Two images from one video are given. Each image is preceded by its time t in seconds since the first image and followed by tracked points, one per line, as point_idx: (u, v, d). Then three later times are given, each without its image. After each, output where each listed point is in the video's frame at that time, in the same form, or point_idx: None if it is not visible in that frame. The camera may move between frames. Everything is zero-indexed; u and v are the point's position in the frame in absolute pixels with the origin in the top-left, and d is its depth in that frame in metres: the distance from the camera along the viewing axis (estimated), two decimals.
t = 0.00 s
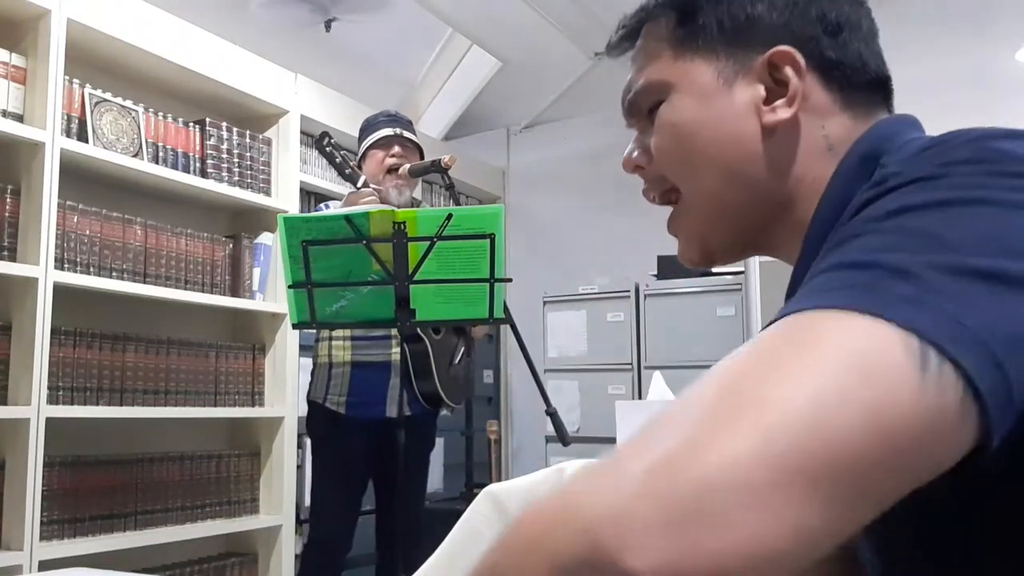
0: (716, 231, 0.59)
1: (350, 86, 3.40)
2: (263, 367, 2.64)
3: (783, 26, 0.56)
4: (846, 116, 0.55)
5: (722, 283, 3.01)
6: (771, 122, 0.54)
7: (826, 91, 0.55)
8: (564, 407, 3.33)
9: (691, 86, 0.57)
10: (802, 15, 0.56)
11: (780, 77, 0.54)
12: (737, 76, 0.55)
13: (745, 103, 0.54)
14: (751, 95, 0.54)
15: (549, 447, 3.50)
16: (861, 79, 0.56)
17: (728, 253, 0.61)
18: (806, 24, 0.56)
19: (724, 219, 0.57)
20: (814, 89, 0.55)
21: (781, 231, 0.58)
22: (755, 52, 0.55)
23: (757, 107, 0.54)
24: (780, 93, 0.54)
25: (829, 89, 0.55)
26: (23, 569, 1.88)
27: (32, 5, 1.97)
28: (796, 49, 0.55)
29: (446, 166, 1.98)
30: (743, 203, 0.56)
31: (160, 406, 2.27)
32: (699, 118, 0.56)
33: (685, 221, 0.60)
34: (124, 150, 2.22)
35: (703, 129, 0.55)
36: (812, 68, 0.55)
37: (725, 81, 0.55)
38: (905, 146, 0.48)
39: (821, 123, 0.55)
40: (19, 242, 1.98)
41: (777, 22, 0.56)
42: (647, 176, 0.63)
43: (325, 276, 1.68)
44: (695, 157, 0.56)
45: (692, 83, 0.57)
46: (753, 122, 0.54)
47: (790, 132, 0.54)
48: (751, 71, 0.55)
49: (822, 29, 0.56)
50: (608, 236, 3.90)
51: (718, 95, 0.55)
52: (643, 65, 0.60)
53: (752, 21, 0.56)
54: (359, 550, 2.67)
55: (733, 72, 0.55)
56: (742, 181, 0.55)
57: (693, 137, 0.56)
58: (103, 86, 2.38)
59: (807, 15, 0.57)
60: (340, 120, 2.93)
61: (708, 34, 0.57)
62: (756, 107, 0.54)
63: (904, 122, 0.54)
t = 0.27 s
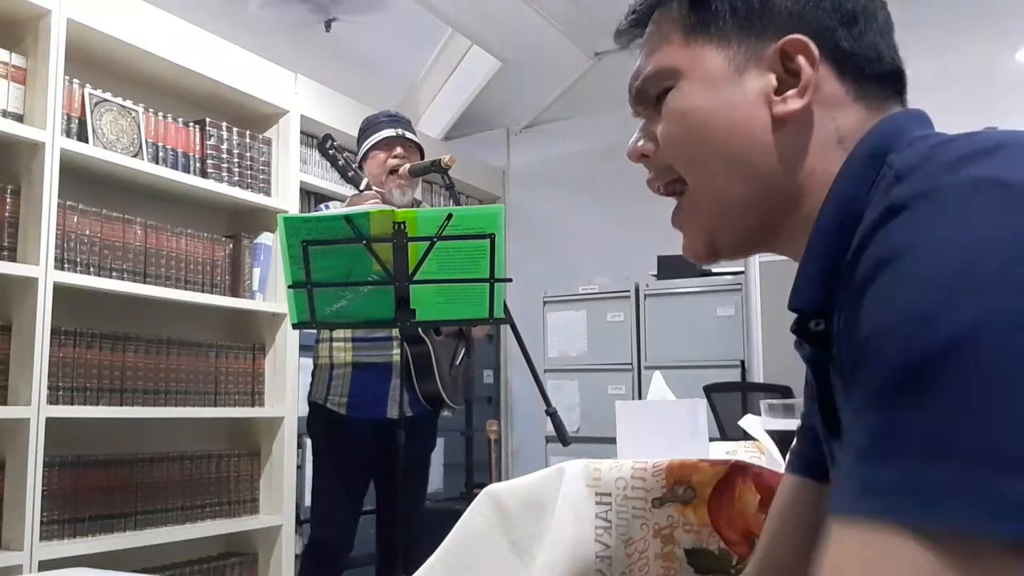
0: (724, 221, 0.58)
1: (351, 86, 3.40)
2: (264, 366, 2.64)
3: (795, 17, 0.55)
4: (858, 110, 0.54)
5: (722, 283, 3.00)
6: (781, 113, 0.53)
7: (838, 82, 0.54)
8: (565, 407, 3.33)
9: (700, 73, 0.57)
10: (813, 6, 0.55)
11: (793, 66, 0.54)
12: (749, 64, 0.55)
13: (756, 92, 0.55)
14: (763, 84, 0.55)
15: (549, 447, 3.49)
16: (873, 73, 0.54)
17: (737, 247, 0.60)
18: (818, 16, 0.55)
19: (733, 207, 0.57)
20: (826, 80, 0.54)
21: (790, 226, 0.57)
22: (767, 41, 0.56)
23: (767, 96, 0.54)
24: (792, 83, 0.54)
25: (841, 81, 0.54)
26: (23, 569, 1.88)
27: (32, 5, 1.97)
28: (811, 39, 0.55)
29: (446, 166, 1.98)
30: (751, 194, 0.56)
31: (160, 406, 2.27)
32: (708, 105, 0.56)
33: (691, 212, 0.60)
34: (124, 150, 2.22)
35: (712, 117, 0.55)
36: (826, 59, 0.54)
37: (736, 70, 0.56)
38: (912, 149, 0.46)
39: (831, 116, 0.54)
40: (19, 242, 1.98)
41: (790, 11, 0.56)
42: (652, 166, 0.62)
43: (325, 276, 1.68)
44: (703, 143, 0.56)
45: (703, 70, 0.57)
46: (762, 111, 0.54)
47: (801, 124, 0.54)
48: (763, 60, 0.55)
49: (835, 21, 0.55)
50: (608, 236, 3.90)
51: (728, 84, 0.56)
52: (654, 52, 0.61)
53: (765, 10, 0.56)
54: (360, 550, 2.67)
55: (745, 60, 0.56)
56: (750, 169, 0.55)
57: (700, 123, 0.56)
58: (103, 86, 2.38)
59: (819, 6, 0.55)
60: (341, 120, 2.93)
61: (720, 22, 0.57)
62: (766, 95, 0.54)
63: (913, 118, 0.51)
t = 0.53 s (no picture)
0: (735, 207, 0.59)
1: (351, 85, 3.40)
2: (264, 366, 2.64)
3: None
4: (879, 91, 0.54)
5: (722, 283, 3.00)
6: (801, 95, 0.54)
7: (858, 60, 0.54)
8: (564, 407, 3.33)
9: (713, 57, 0.57)
10: None
11: (809, 45, 0.54)
12: (764, 45, 0.55)
13: (772, 74, 0.55)
14: (779, 65, 0.55)
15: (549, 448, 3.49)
16: (893, 48, 0.54)
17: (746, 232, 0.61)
18: None
19: (746, 192, 0.57)
20: (844, 58, 0.54)
21: (803, 210, 0.57)
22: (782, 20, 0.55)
23: (784, 78, 0.54)
24: (809, 63, 0.54)
25: (863, 59, 0.54)
26: (23, 569, 1.88)
27: (32, 5, 1.97)
28: (827, 15, 0.54)
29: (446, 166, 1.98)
30: (764, 180, 0.56)
31: (160, 406, 2.27)
32: (722, 89, 0.56)
33: (703, 197, 0.60)
34: (124, 150, 2.22)
35: (727, 102, 0.56)
36: (843, 36, 0.54)
37: (749, 51, 0.56)
38: (948, 130, 0.46)
39: (852, 96, 0.54)
40: (19, 242, 1.98)
41: None
42: (663, 154, 0.63)
43: (325, 276, 1.68)
44: (717, 128, 0.56)
45: (716, 53, 0.57)
46: (779, 93, 0.54)
47: (820, 104, 0.54)
48: (779, 40, 0.55)
49: None
50: (608, 236, 3.90)
51: (742, 66, 0.56)
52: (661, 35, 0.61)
53: None
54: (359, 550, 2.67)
55: (760, 41, 0.56)
56: (764, 154, 0.55)
57: (714, 107, 0.56)
58: (103, 86, 2.38)
59: None
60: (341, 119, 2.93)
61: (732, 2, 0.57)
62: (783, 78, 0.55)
63: (940, 99, 0.51)
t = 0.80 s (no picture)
0: (745, 196, 0.61)
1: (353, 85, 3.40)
2: (263, 367, 2.65)
3: None
4: (891, 80, 0.57)
5: (722, 283, 3.01)
6: (810, 81, 0.57)
7: (869, 47, 0.57)
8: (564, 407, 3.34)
9: (722, 43, 0.59)
10: None
11: (821, 30, 0.57)
12: (775, 33, 0.58)
13: (783, 62, 0.58)
14: (790, 52, 0.58)
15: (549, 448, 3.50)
16: (914, 36, 0.57)
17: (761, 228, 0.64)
18: None
19: (756, 181, 0.60)
20: (855, 45, 0.57)
21: (815, 194, 0.61)
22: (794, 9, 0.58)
23: (796, 64, 0.57)
24: (821, 49, 0.57)
25: (876, 48, 0.57)
26: (23, 569, 1.89)
27: (31, 5, 1.97)
28: None
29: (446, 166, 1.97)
30: (774, 168, 0.59)
31: (160, 406, 2.26)
32: (732, 75, 0.59)
33: (716, 186, 0.62)
34: (124, 150, 2.23)
35: (738, 88, 0.58)
36: (856, 23, 0.57)
37: (759, 39, 0.58)
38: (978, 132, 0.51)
39: (866, 84, 0.57)
40: (19, 242, 1.98)
41: None
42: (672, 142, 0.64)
43: (325, 275, 1.68)
44: (728, 115, 0.59)
45: (725, 40, 0.59)
46: (790, 80, 0.57)
47: (830, 91, 0.57)
48: (790, 26, 0.58)
49: None
50: (608, 236, 3.90)
51: (754, 54, 0.58)
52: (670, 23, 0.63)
53: None
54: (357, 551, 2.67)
55: (769, 29, 0.58)
56: (773, 140, 0.58)
57: (725, 92, 0.59)
58: (102, 86, 2.38)
59: None
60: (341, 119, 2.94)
61: None
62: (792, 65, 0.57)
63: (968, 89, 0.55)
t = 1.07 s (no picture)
0: (743, 189, 0.61)
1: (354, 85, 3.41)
2: (263, 367, 2.64)
3: None
4: (904, 69, 0.57)
5: (722, 283, 3.01)
6: (822, 71, 0.57)
7: (884, 37, 0.57)
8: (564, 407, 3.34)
9: (733, 31, 0.60)
10: None
11: (833, 17, 0.58)
12: (787, 22, 0.59)
13: (795, 50, 0.58)
14: (801, 41, 0.58)
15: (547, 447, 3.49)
16: (930, 25, 0.57)
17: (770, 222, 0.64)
18: None
19: (752, 173, 0.61)
20: (869, 33, 0.57)
21: (826, 188, 0.60)
22: None
23: (807, 53, 0.58)
24: (834, 36, 0.58)
25: (891, 38, 0.57)
26: (23, 569, 1.88)
27: (31, 5, 1.97)
28: None
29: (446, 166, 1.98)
30: (783, 160, 0.59)
31: (161, 406, 2.27)
32: (744, 65, 0.59)
33: (720, 182, 0.62)
34: (124, 150, 2.23)
35: (748, 78, 0.59)
36: (869, 11, 0.57)
37: (772, 26, 0.59)
38: (1000, 134, 0.50)
39: (879, 76, 0.57)
40: (19, 242, 1.98)
41: None
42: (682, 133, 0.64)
43: (325, 276, 1.67)
44: (736, 106, 0.59)
45: (737, 31, 0.60)
46: (799, 73, 0.58)
47: (841, 80, 0.57)
48: (804, 13, 0.58)
49: None
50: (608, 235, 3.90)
51: (767, 41, 0.59)
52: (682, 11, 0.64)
53: None
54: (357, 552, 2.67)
55: (781, 16, 0.59)
56: (782, 134, 0.58)
57: (736, 82, 0.59)
58: (102, 86, 2.38)
59: None
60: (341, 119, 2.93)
61: None
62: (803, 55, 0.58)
63: (988, 86, 0.55)
